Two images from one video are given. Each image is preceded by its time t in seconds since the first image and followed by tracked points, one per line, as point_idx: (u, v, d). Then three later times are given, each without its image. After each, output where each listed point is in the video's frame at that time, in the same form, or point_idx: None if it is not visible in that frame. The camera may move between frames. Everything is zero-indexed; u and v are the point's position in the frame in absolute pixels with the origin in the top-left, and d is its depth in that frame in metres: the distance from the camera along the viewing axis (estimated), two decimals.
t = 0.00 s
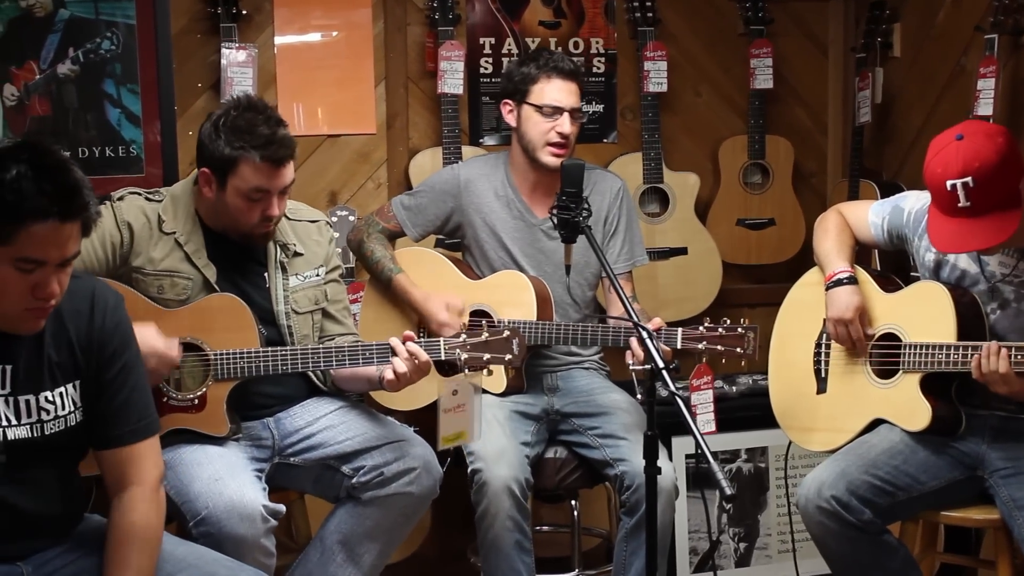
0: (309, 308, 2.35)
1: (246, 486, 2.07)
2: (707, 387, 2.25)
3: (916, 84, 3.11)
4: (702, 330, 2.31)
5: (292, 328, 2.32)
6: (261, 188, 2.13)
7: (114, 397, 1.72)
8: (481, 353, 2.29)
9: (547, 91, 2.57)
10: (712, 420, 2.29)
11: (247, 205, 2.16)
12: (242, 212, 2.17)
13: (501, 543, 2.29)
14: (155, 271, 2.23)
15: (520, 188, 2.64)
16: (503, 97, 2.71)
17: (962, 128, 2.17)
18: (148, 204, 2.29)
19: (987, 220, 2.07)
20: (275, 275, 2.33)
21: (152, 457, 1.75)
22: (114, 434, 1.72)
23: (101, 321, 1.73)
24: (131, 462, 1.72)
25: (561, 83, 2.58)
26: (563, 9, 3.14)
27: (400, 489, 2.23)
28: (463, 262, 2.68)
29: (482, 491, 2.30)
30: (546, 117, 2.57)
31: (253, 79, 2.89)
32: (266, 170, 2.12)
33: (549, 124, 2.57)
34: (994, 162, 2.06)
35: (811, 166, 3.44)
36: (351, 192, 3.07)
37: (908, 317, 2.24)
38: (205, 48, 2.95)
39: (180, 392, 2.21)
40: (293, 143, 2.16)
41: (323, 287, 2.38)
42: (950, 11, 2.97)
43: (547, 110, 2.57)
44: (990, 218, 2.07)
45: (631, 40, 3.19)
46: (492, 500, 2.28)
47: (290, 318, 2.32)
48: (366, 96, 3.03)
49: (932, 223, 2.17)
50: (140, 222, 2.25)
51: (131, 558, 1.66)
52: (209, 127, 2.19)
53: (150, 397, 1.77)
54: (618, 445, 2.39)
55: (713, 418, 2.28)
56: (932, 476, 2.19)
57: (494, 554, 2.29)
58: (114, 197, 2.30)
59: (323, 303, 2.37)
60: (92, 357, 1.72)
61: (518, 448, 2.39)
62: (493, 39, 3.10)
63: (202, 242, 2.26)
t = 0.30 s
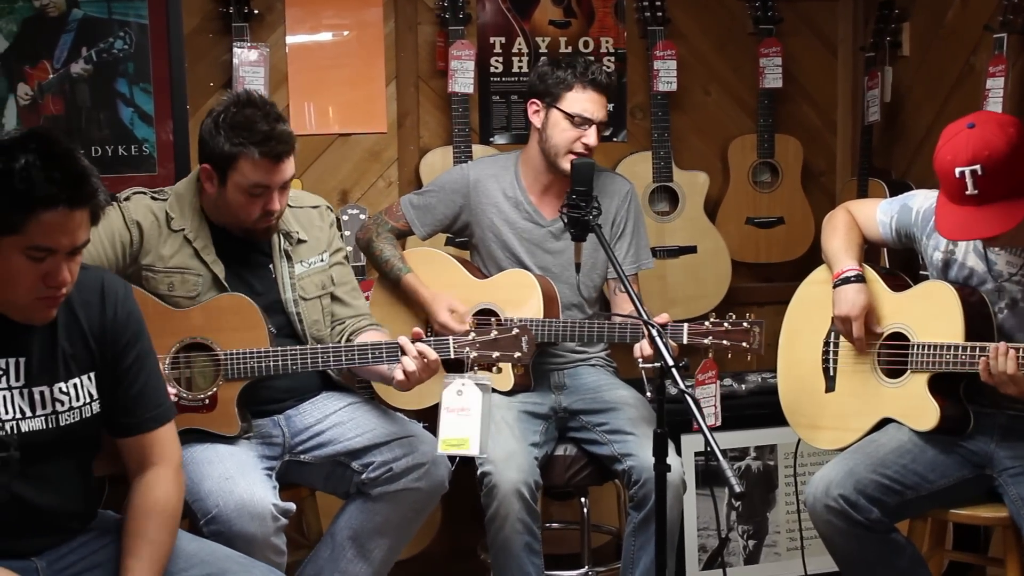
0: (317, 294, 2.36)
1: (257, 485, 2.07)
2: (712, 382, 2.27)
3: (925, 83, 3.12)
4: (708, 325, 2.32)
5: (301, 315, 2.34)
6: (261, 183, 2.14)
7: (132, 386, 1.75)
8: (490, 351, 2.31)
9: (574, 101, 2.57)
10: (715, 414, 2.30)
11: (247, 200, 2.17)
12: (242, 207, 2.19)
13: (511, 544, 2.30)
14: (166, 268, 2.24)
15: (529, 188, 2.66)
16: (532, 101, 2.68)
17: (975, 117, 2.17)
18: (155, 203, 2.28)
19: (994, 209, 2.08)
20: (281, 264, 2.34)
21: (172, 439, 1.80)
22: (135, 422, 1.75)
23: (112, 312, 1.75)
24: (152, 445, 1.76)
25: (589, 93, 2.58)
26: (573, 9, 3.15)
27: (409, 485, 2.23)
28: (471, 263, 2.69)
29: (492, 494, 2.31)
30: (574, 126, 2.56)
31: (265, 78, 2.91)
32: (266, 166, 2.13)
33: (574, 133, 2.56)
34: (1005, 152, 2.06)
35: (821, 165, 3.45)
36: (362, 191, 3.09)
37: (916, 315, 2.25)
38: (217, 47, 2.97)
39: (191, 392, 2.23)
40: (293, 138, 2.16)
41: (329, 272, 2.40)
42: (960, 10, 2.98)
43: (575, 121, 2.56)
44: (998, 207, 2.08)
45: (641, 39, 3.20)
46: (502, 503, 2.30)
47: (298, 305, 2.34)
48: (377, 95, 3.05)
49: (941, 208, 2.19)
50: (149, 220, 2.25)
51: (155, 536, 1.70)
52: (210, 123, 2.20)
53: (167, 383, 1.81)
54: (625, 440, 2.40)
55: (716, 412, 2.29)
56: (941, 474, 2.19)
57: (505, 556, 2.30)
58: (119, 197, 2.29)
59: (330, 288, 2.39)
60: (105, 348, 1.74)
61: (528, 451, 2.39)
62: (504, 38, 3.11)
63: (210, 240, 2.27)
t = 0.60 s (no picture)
0: (321, 277, 2.37)
1: (269, 481, 2.07)
2: (727, 383, 2.12)
3: (936, 82, 3.12)
4: (723, 326, 2.32)
5: (306, 299, 2.35)
6: (274, 169, 2.17)
7: (149, 372, 1.80)
8: (502, 343, 2.34)
9: (583, 94, 2.57)
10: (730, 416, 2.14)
11: (259, 186, 2.19)
12: (254, 193, 2.20)
13: (522, 536, 2.31)
14: (181, 263, 2.24)
15: (546, 186, 2.67)
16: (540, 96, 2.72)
17: (986, 114, 2.16)
18: (162, 201, 2.29)
19: (999, 206, 2.08)
20: (284, 249, 2.36)
21: (190, 414, 1.85)
22: (156, 407, 1.81)
23: (122, 302, 1.78)
24: (172, 423, 1.82)
25: (597, 85, 2.58)
26: (584, 8, 3.15)
27: (416, 468, 2.22)
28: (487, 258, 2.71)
29: (504, 484, 2.32)
30: (581, 119, 2.56)
31: (277, 77, 2.92)
32: (277, 149, 2.16)
33: (582, 127, 2.56)
34: (1013, 151, 2.07)
35: (832, 164, 3.45)
36: (374, 189, 3.10)
37: (928, 314, 2.25)
38: (229, 46, 2.98)
39: (204, 387, 2.23)
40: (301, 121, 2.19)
41: (332, 255, 2.40)
42: (971, 9, 2.98)
43: (582, 113, 2.57)
44: (1004, 204, 2.08)
45: (652, 38, 3.21)
46: (514, 493, 2.30)
47: (303, 289, 2.35)
48: (388, 94, 3.06)
49: (948, 205, 2.19)
50: (159, 217, 2.25)
51: (181, 492, 1.77)
52: (214, 115, 2.22)
53: (180, 366, 1.86)
54: (638, 442, 2.40)
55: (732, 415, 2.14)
56: (952, 473, 2.19)
57: (515, 547, 2.31)
58: (127, 196, 2.30)
59: (334, 271, 2.40)
60: (119, 337, 1.77)
61: (540, 442, 2.41)
62: (515, 37, 3.12)
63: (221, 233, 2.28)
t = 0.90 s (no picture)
0: (333, 283, 2.36)
1: (282, 479, 2.08)
2: (742, 384, 2.11)
3: (950, 80, 3.11)
4: (737, 328, 2.34)
5: (317, 303, 2.34)
6: (293, 171, 2.18)
7: (165, 366, 1.82)
8: (515, 352, 2.33)
9: (597, 89, 2.58)
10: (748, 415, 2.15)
11: (277, 187, 2.20)
12: (271, 194, 2.20)
13: (534, 540, 2.31)
14: (192, 255, 2.25)
15: (562, 182, 2.67)
16: (555, 92, 2.73)
17: (994, 112, 2.16)
18: (180, 194, 2.31)
19: (1006, 206, 2.08)
20: (300, 251, 2.36)
21: (206, 405, 1.89)
22: (172, 401, 1.83)
23: (139, 298, 1.79)
24: (190, 415, 1.85)
25: (612, 82, 2.59)
26: (598, 6, 3.15)
27: (432, 517, 2.13)
28: (501, 257, 2.71)
29: (516, 489, 2.32)
30: (595, 114, 2.57)
31: (291, 75, 2.92)
32: (298, 154, 2.17)
33: (595, 121, 2.57)
34: (1020, 149, 2.06)
35: (845, 163, 3.45)
36: (388, 187, 3.11)
37: (941, 311, 2.25)
38: (244, 44, 3.00)
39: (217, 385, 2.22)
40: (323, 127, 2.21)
41: (347, 263, 2.40)
42: (985, 7, 2.97)
43: (596, 108, 2.57)
44: (1012, 204, 2.08)
45: (665, 36, 3.22)
46: (526, 498, 2.31)
47: (314, 292, 2.34)
48: (402, 92, 3.07)
49: (955, 203, 2.19)
50: (176, 209, 2.27)
51: (186, 479, 1.78)
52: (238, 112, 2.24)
53: (197, 360, 1.89)
54: (651, 439, 2.41)
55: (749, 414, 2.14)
56: (966, 470, 2.19)
57: (528, 551, 2.32)
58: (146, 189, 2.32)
59: (348, 279, 2.38)
60: (135, 331, 1.79)
61: (552, 447, 2.40)
62: (529, 36, 3.12)
63: (235, 229, 2.30)
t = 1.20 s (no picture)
0: (362, 286, 2.34)
1: (307, 461, 2.09)
2: (756, 370, 2.12)
3: (969, 77, 3.10)
4: (755, 313, 2.33)
5: (343, 305, 2.33)
6: (326, 170, 2.17)
7: (183, 364, 1.82)
8: (536, 350, 2.32)
9: (620, 83, 2.58)
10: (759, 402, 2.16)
11: (310, 185, 2.19)
12: (304, 192, 2.20)
13: (551, 539, 2.32)
14: (216, 240, 2.26)
15: (583, 175, 2.68)
16: (578, 86, 2.73)
17: (1002, 130, 2.16)
18: (215, 181, 2.33)
19: (1017, 225, 2.09)
20: (331, 252, 2.34)
21: (220, 413, 1.87)
22: (188, 401, 1.82)
23: (159, 295, 1.80)
24: (203, 420, 1.84)
25: (635, 78, 2.59)
26: (615, 3, 3.16)
27: (453, 527, 2.14)
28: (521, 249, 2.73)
29: (533, 488, 2.33)
30: (616, 109, 2.57)
31: (309, 73, 2.94)
32: (333, 153, 2.16)
33: (617, 116, 2.57)
34: None
35: (863, 160, 3.44)
36: (405, 184, 3.12)
37: (958, 311, 2.25)
38: (262, 42, 3.01)
39: (239, 369, 2.23)
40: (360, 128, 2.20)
41: (380, 268, 2.37)
42: (1005, 4, 2.96)
43: (617, 102, 2.57)
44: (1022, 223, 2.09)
45: (682, 33, 3.21)
46: (542, 497, 2.31)
47: (341, 294, 2.33)
48: (420, 89, 3.07)
49: (967, 221, 2.20)
50: (208, 195, 2.29)
51: (208, 485, 1.78)
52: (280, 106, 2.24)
53: (212, 361, 1.88)
54: (669, 436, 2.41)
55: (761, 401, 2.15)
56: (983, 470, 2.18)
57: (545, 549, 2.32)
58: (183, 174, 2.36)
59: (378, 283, 2.36)
60: (155, 329, 1.79)
61: (569, 444, 2.40)
62: (546, 33, 3.12)
63: (264, 217, 2.29)
